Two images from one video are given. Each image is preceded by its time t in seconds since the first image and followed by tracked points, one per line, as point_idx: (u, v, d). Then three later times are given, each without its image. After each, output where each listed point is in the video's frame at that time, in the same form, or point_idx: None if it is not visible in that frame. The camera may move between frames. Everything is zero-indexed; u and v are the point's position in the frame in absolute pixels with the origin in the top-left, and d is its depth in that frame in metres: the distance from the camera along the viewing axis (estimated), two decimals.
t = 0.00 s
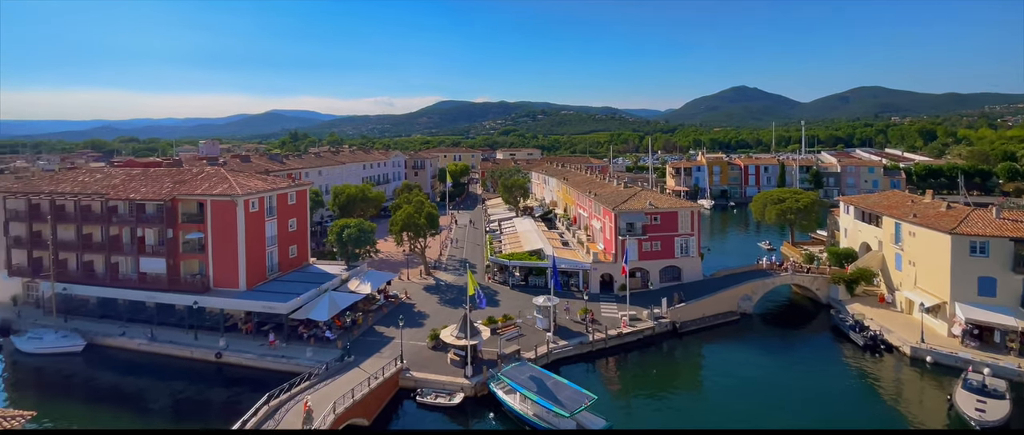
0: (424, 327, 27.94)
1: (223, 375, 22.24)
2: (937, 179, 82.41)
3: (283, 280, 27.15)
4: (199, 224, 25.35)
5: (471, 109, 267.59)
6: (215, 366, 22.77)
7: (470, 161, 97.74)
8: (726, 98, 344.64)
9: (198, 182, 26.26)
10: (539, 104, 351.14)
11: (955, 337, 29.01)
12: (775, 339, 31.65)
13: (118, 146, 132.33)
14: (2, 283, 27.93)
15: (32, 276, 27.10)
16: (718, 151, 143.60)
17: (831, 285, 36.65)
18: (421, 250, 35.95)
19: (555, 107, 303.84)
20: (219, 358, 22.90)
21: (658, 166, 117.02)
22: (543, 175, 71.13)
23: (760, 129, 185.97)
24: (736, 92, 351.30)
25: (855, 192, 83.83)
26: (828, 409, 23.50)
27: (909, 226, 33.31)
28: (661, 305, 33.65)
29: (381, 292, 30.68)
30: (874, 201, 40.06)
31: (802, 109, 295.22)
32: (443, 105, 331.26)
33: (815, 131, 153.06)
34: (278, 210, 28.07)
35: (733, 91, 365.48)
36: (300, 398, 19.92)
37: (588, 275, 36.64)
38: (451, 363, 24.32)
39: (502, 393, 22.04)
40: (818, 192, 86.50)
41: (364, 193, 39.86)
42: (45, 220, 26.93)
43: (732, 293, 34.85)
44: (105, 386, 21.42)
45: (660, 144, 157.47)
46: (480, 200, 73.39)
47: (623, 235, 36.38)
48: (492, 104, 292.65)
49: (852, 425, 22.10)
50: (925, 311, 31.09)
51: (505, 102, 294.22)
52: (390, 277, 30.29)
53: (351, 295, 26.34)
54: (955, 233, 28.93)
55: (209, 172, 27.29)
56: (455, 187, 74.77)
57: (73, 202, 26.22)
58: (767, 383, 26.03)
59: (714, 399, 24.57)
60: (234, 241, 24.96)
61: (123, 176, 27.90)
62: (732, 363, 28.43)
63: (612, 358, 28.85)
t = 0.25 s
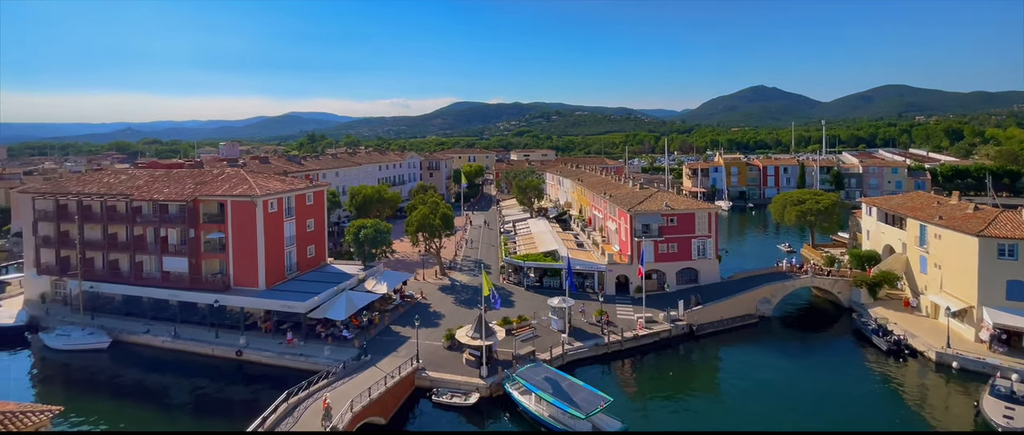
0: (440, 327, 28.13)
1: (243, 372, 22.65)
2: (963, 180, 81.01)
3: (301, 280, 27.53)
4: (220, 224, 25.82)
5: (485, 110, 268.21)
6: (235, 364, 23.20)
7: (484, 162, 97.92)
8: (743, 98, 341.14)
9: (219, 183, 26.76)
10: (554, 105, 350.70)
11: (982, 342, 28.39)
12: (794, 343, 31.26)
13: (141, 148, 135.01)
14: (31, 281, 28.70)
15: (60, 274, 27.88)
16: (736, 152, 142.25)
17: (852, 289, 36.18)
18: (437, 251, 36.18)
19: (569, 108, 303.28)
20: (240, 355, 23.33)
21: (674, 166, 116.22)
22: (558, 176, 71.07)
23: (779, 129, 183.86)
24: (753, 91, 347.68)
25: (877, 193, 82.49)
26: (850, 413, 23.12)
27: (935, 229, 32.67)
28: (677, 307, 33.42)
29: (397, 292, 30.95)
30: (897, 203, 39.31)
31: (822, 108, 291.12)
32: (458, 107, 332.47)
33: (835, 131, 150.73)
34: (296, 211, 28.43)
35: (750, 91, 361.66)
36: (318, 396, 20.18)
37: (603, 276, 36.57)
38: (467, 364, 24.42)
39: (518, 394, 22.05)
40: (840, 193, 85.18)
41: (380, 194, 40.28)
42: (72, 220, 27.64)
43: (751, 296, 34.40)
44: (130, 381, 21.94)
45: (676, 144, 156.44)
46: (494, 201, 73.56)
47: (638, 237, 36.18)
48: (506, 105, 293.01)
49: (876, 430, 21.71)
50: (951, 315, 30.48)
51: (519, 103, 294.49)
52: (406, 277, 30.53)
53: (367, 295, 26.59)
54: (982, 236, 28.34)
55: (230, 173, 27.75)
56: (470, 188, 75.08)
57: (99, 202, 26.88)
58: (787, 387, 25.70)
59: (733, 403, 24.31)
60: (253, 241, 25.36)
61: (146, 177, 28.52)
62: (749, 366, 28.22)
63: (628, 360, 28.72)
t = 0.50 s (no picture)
0: (456, 328, 28.29)
1: (263, 370, 23.05)
2: (990, 180, 80.13)
3: (319, 279, 27.92)
4: (241, 224, 26.28)
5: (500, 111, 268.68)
6: (256, 362, 23.58)
7: (499, 163, 98.11)
8: (761, 98, 337.34)
9: (239, 184, 27.23)
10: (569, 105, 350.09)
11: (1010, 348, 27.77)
12: (815, 346, 30.84)
13: (164, 150, 137.69)
14: (59, 279, 29.46)
15: (88, 273, 28.59)
16: (755, 153, 140.78)
17: (876, 293, 35.52)
18: (452, 251, 36.38)
19: (584, 109, 302.56)
20: (259, 353, 23.71)
21: (691, 168, 115.35)
22: (572, 178, 70.98)
23: (798, 129, 181.61)
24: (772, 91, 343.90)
25: (902, 195, 81.27)
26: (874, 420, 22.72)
27: (962, 231, 32.01)
28: (694, 310, 33.12)
29: (413, 292, 31.20)
30: (923, 204, 38.14)
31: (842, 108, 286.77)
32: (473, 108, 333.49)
33: (857, 131, 148.30)
34: (314, 211, 28.78)
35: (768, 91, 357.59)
36: (335, 395, 20.43)
37: (619, 278, 36.47)
38: (482, 364, 24.49)
39: (533, 395, 22.07)
40: (863, 195, 84.10)
41: (396, 195, 40.67)
42: (99, 220, 28.33)
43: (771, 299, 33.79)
44: (154, 377, 22.46)
45: (694, 145, 155.29)
46: (509, 202, 73.73)
47: (655, 238, 35.96)
48: (521, 106, 293.28)
49: None
50: (979, 320, 29.86)
51: (534, 104, 294.56)
52: (421, 277, 30.73)
53: (384, 295, 26.81)
54: (1011, 240, 27.74)
55: (250, 175, 28.23)
56: (485, 189, 75.35)
57: (124, 203, 27.47)
58: (808, 392, 25.35)
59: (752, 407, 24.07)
60: (273, 242, 25.78)
61: (169, 178, 29.11)
62: (767, 369, 27.99)
63: (644, 363, 28.53)
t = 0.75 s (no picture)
0: (472, 328, 28.44)
1: (283, 368, 23.42)
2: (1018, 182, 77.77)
3: (337, 279, 28.27)
4: (261, 225, 26.75)
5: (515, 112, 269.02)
6: (275, 360, 23.91)
7: (514, 165, 98.34)
8: (779, 98, 333.54)
9: (259, 185, 27.67)
10: (584, 106, 349.42)
11: None
12: (837, 351, 30.33)
13: (186, 152, 140.08)
14: (86, 278, 30.23)
15: (113, 272, 29.26)
16: (774, 153, 139.24)
17: (902, 297, 34.50)
18: (467, 252, 36.57)
19: (599, 110, 301.70)
20: (279, 352, 24.03)
21: (708, 168, 114.42)
22: (588, 179, 70.90)
23: (818, 129, 179.15)
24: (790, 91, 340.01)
25: (928, 196, 80.10)
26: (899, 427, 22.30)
27: (990, 234, 31.35)
28: (712, 313, 32.64)
29: (429, 293, 31.45)
30: (950, 206, 37.27)
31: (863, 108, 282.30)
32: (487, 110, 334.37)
33: (879, 131, 145.91)
34: (331, 212, 29.15)
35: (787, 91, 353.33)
36: (353, 393, 20.66)
37: (635, 280, 36.31)
38: (497, 365, 24.50)
39: (549, 397, 22.08)
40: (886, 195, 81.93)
41: (412, 196, 41.04)
42: (124, 221, 28.99)
43: (794, 302, 33.01)
44: (178, 374, 22.91)
45: (711, 145, 154.06)
46: (524, 203, 73.86)
47: (672, 240, 35.67)
48: (536, 108, 293.40)
49: None
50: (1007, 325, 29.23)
51: (548, 105, 294.46)
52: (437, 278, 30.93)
53: (401, 295, 27.06)
54: None
55: (270, 176, 28.69)
56: (499, 190, 75.61)
57: (149, 204, 28.07)
58: (830, 398, 24.97)
59: (772, 413, 23.77)
60: (292, 242, 26.19)
61: (192, 179, 29.67)
62: (787, 373, 27.64)
63: (661, 366, 28.20)
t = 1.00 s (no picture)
0: (488, 329, 28.59)
1: (303, 367, 23.80)
2: None
3: (354, 279, 28.62)
4: (280, 225, 27.21)
5: (530, 114, 269.13)
6: (295, 359, 24.32)
7: (529, 166, 98.43)
8: (799, 97, 329.21)
9: (279, 186, 28.17)
10: (600, 107, 348.23)
11: None
12: (859, 355, 29.82)
13: (207, 154, 142.40)
14: (113, 277, 30.88)
15: (138, 271, 29.95)
16: (794, 154, 137.39)
17: (927, 301, 34.05)
18: (482, 253, 36.71)
19: (615, 111, 300.46)
20: (298, 350, 24.46)
21: (726, 170, 113.34)
22: (603, 180, 70.78)
23: (839, 130, 176.39)
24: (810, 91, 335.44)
25: (956, 198, 78.44)
26: None
27: (1019, 236, 30.57)
28: (731, 316, 32.31)
29: (445, 293, 31.69)
30: (978, 208, 36.82)
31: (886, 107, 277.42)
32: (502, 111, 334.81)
33: (903, 131, 143.22)
34: (349, 212, 29.47)
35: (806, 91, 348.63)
36: (371, 392, 20.92)
37: (652, 283, 36.08)
38: (513, 366, 24.58)
39: (566, 398, 22.05)
40: (912, 197, 81.02)
41: (427, 197, 41.40)
42: (149, 221, 29.65)
43: (814, 305, 32.62)
44: (201, 371, 23.39)
45: (730, 146, 152.54)
46: (539, 204, 73.88)
47: (690, 242, 35.29)
48: (551, 109, 293.43)
49: None
50: None
51: (564, 106, 294.10)
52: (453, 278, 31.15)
53: (417, 296, 27.28)
54: None
55: (289, 178, 29.15)
56: (514, 191, 75.83)
57: (172, 204, 28.67)
58: (851, 404, 24.61)
59: (792, 418, 23.51)
60: (311, 242, 26.59)
61: (214, 181, 30.26)
62: (807, 377, 27.28)
63: (679, 370, 28.00)
